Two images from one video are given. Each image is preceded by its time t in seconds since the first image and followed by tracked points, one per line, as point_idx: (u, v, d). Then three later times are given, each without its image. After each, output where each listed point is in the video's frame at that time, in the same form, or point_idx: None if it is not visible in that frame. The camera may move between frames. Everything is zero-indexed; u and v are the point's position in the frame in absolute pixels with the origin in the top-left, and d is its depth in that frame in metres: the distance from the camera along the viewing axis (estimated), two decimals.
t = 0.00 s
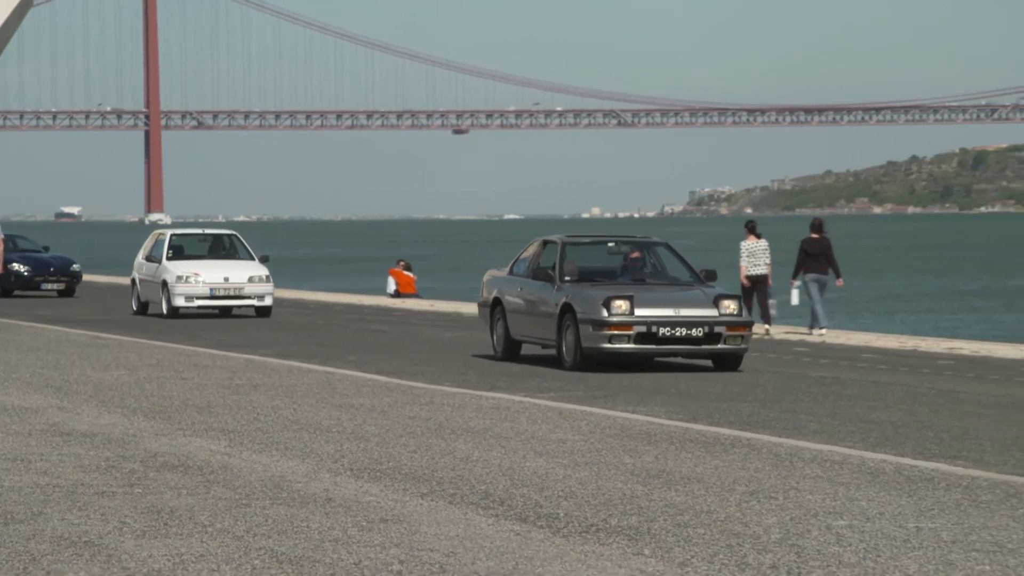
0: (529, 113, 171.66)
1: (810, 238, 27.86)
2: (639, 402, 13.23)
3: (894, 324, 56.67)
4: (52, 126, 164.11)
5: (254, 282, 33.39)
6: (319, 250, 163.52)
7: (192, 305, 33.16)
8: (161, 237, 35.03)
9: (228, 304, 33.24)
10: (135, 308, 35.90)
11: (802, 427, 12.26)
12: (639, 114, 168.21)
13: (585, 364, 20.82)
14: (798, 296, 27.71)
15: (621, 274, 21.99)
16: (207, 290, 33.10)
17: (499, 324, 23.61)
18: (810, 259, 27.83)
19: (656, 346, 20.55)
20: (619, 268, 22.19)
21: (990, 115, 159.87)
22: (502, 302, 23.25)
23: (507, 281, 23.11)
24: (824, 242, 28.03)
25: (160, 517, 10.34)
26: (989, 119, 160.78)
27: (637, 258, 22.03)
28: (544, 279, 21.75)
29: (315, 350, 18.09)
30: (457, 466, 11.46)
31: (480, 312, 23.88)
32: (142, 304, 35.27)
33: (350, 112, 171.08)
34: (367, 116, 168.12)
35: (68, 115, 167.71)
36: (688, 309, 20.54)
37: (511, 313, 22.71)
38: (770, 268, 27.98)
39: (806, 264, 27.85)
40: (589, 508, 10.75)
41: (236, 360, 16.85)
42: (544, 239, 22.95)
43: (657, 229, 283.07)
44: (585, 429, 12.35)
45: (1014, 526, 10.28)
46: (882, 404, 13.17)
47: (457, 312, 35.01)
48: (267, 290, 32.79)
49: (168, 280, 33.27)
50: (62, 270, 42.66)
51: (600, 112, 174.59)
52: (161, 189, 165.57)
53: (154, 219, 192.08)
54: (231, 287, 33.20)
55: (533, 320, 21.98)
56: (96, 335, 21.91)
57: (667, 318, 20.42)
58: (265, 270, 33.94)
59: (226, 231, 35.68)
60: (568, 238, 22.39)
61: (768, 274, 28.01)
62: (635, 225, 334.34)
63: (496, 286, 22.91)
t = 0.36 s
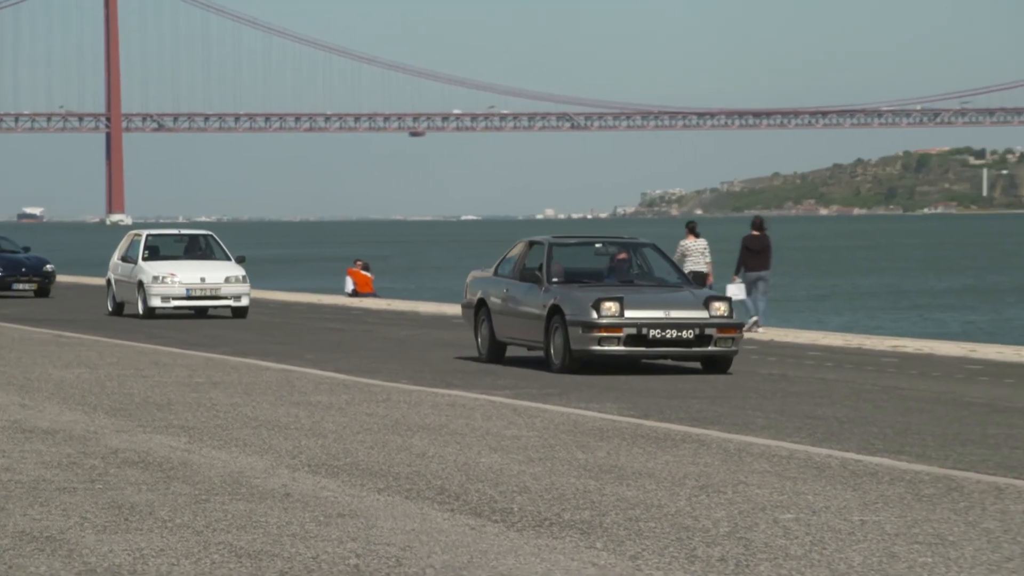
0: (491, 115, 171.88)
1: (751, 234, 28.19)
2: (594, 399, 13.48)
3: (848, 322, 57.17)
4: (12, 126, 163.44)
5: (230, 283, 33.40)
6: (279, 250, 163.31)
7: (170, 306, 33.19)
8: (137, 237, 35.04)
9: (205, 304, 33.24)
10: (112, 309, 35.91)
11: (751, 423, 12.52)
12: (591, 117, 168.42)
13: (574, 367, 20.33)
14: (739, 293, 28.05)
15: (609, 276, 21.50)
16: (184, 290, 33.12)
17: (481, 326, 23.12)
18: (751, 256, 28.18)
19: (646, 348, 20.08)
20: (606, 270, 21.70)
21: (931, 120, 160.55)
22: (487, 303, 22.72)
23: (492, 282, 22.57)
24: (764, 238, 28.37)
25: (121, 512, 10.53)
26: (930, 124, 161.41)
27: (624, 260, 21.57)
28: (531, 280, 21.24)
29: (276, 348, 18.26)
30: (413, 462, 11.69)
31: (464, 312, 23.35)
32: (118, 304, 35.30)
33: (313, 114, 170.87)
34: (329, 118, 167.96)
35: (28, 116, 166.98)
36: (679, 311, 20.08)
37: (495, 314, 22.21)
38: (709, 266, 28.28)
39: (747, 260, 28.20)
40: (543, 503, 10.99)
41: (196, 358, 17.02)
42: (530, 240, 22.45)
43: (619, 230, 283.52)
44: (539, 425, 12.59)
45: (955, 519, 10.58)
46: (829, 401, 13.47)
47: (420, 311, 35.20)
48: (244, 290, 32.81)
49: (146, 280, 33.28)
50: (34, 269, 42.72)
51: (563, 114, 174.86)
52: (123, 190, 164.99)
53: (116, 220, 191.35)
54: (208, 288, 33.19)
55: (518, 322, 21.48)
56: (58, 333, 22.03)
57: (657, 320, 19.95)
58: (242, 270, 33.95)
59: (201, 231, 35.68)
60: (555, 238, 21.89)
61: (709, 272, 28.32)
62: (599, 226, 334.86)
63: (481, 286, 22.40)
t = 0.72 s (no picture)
0: (450, 116, 172.09)
1: (685, 236, 28.51)
2: (543, 396, 13.76)
3: (793, 321, 57.81)
4: None
5: (202, 283, 33.45)
6: (231, 250, 163.15)
7: (141, 306, 33.21)
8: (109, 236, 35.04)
9: (177, 304, 33.28)
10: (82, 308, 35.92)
11: (697, 419, 12.82)
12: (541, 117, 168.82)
13: (560, 370, 20.07)
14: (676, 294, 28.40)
15: (592, 276, 21.35)
16: (156, 290, 33.16)
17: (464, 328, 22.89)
18: (686, 257, 28.56)
19: (635, 350, 19.77)
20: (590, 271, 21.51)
21: (870, 122, 161.71)
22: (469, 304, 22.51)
23: (475, 282, 22.35)
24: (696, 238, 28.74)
25: (77, 508, 10.72)
26: (870, 127, 162.53)
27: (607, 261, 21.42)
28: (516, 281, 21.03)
29: (232, 346, 18.41)
30: (366, 458, 11.91)
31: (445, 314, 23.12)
32: (89, 303, 35.32)
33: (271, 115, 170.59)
34: (288, 120, 167.75)
35: None
36: (668, 312, 19.77)
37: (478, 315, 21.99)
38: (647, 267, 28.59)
39: (682, 262, 28.56)
40: (493, 497, 11.23)
41: (152, 356, 17.18)
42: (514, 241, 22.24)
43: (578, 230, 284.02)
44: (490, 421, 12.85)
45: (894, 512, 10.87)
46: (772, 398, 13.79)
47: (378, 309, 35.47)
48: (216, 291, 32.87)
49: (118, 280, 33.29)
50: None
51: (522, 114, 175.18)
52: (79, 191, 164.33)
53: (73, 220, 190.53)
54: (180, 288, 33.24)
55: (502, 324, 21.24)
56: (15, 331, 22.16)
57: (645, 321, 19.65)
58: (214, 271, 33.99)
59: (173, 231, 35.67)
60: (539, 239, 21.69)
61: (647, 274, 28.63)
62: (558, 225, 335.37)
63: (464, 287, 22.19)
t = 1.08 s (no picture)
0: (405, 116, 172.05)
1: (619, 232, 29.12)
2: (487, 390, 14.06)
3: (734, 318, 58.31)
4: None
5: (172, 280, 33.41)
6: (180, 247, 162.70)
7: (111, 303, 33.17)
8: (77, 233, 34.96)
9: (147, 302, 33.26)
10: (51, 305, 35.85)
11: (642, 412, 13.11)
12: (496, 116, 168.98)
13: (548, 368, 19.96)
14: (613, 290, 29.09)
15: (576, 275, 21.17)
16: (126, 288, 33.12)
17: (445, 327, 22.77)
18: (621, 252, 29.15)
19: (624, 349, 19.67)
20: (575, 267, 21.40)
21: (809, 124, 162.34)
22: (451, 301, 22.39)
23: (457, 279, 22.24)
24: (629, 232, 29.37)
25: (31, 500, 10.88)
26: (809, 127, 163.09)
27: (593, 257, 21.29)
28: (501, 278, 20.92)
29: (185, 342, 18.54)
30: (316, 451, 12.11)
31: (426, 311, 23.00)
32: (57, 301, 35.26)
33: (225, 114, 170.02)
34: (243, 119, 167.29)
35: None
36: (657, 310, 19.67)
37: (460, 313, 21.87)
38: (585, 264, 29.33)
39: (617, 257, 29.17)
40: (442, 489, 11.45)
41: (105, 351, 17.30)
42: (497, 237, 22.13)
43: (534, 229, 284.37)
44: (438, 415, 13.11)
45: (832, 502, 11.16)
46: (717, 392, 14.07)
47: (337, 305, 35.59)
48: (186, 288, 32.86)
49: (87, 278, 33.23)
50: None
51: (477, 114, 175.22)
52: (31, 190, 163.43)
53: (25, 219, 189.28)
54: (150, 285, 33.22)
55: (487, 322, 21.16)
56: None
57: (634, 319, 19.55)
58: (185, 267, 33.96)
59: (143, 228, 35.57)
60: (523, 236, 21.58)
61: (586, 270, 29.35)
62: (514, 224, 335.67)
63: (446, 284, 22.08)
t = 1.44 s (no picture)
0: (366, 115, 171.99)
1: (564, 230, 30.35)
2: (444, 386, 14.40)
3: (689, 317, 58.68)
4: None
5: (150, 280, 33.48)
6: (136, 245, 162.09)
7: (88, 303, 33.22)
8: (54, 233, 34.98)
9: (125, 302, 33.34)
10: (27, 304, 35.89)
11: (595, 409, 13.43)
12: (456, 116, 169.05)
13: (546, 371, 19.72)
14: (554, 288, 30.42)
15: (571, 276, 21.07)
16: (104, 288, 33.19)
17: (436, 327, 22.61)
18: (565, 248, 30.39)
19: (624, 351, 19.43)
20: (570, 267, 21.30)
21: (757, 125, 162.52)
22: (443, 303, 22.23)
23: (450, 280, 22.07)
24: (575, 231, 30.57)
25: None
26: (758, 129, 163.45)
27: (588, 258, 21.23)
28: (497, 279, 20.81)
29: (148, 339, 18.68)
30: (275, 447, 12.34)
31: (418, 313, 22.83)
32: (33, 300, 35.31)
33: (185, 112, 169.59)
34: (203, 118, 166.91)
35: None
36: (656, 311, 19.43)
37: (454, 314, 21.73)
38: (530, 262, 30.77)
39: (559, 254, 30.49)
40: (399, 484, 11.69)
41: (68, 348, 17.45)
42: (491, 238, 22.02)
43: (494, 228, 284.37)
44: (395, 411, 13.38)
45: (779, 495, 11.43)
46: (672, 391, 14.34)
47: (300, 304, 35.77)
48: (165, 288, 32.96)
49: (65, 277, 33.28)
50: None
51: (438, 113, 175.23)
52: None
53: None
54: (128, 285, 33.29)
55: (482, 323, 21.01)
56: None
57: (634, 320, 19.31)
58: (162, 267, 34.05)
59: (120, 228, 35.63)
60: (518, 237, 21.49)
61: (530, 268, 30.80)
62: (476, 223, 335.64)
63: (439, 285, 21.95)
